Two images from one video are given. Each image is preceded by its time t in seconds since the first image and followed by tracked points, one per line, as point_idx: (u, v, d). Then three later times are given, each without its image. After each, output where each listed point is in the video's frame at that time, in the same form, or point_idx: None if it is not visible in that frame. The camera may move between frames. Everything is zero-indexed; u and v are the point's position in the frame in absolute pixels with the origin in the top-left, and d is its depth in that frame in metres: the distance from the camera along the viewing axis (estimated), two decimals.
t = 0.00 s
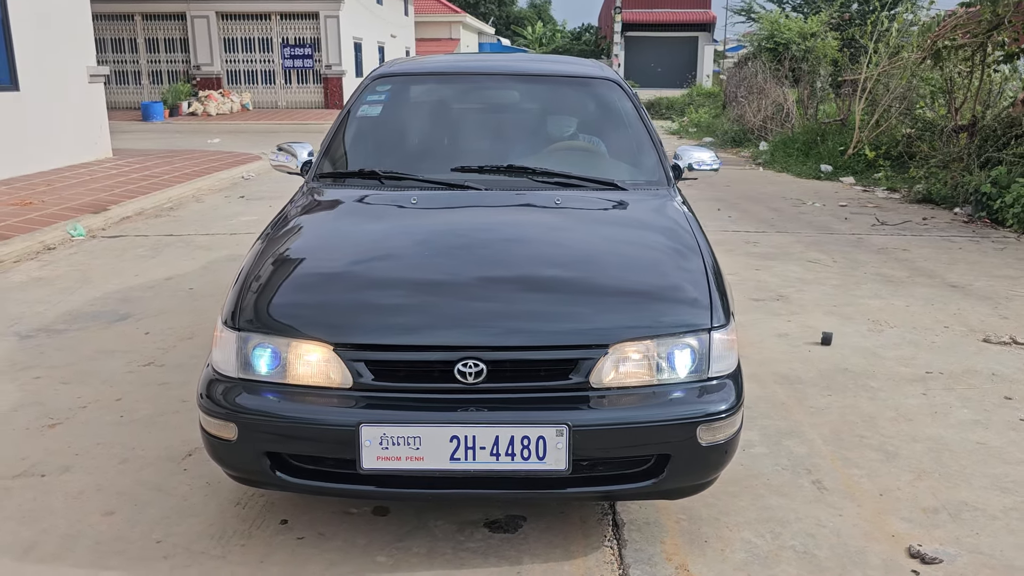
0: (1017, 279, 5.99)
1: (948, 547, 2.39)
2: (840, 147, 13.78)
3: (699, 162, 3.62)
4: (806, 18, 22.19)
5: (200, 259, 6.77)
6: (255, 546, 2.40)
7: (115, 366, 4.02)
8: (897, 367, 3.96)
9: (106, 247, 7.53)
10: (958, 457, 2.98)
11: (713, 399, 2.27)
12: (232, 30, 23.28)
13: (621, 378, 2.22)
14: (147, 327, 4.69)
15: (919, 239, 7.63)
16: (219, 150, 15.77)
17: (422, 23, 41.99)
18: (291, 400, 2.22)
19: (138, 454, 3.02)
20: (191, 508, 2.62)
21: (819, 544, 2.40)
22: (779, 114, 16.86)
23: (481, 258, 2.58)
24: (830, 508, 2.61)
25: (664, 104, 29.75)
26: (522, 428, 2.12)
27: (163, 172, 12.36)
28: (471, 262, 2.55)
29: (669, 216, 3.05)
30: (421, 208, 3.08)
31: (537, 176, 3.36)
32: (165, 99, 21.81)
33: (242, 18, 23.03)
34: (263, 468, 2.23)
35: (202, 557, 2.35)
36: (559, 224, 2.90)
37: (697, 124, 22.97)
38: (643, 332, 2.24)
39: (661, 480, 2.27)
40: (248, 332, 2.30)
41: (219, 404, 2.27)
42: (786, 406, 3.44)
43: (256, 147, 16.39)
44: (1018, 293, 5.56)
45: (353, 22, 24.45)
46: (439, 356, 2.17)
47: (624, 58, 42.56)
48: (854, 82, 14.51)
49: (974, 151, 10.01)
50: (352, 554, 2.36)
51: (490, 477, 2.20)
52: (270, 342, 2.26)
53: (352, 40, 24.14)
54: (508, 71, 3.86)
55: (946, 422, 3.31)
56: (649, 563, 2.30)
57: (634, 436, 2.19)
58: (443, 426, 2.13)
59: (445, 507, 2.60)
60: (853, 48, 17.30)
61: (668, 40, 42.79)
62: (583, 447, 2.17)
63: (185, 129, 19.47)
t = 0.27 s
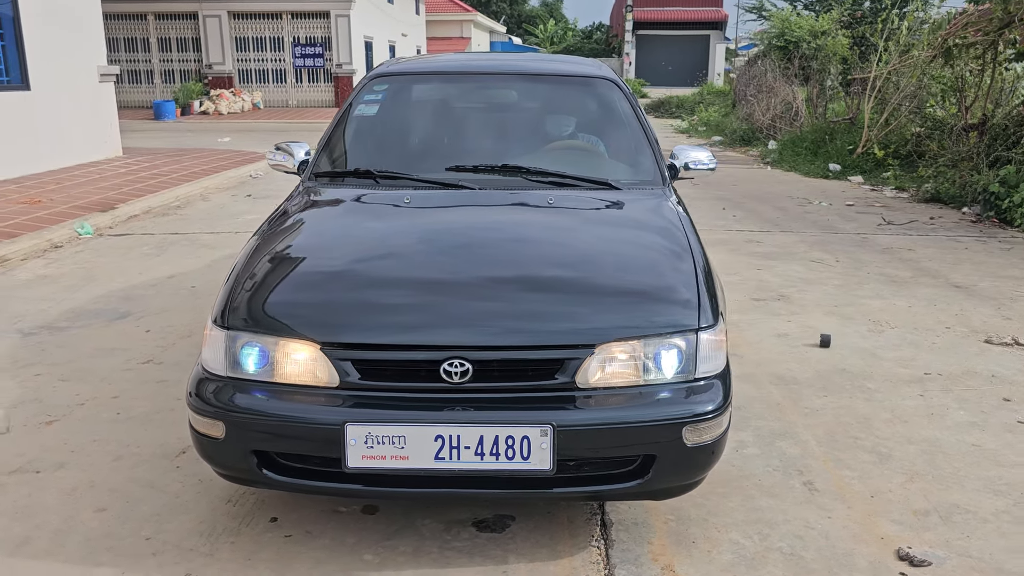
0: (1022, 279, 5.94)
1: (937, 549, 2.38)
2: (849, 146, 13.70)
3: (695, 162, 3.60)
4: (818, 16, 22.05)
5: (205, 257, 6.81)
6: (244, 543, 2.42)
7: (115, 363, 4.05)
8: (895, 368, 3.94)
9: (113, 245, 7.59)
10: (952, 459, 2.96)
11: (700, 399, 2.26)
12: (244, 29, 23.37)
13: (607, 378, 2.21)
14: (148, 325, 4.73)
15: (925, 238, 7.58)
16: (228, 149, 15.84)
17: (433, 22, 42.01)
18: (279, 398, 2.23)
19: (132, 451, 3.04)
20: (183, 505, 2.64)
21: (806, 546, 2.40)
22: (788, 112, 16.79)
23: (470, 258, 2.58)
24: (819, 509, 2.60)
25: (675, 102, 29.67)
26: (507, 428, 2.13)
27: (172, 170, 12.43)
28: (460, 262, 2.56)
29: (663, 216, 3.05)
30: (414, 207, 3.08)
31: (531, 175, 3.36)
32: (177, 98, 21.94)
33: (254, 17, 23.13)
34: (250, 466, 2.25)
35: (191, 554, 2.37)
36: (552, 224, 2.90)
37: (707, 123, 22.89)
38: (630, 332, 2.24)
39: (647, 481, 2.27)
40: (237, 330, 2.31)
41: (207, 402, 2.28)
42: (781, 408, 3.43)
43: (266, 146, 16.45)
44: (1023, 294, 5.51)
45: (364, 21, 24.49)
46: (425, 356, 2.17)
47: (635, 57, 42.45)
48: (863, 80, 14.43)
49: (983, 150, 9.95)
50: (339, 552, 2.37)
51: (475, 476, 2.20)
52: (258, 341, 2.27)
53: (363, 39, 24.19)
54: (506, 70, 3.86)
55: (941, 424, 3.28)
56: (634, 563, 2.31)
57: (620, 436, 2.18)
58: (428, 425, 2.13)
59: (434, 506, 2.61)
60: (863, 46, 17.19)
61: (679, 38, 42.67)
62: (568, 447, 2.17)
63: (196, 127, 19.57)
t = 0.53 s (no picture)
0: None
1: (927, 553, 2.36)
2: (859, 145, 13.62)
3: (692, 162, 3.59)
4: (829, 14, 21.88)
5: (210, 256, 6.84)
6: (233, 542, 2.43)
7: (115, 361, 4.08)
8: (895, 370, 3.92)
9: (119, 244, 7.63)
10: (948, 462, 2.94)
11: (688, 400, 2.25)
12: (256, 29, 23.44)
13: (594, 379, 2.21)
14: (150, 323, 4.75)
15: (932, 238, 7.52)
16: (238, 148, 15.91)
17: (444, 21, 42.03)
18: (266, 397, 2.24)
19: (128, 449, 3.07)
20: (175, 503, 2.66)
21: (795, 548, 2.39)
22: (798, 111, 16.72)
23: (461, 259, 2.58)
24: (810, 511, 2.59)
25: (685, 101, 29.57)
26: (492, 428, 2.12)
27: (182, 169, 12.49)
28: (451, 262, 2.56)
29: (658, 216, 3.04)
30: (408, 207, 3.09)
31: (526, 176, 3.36)
32: (189, 97, 22.05)
33: (265, 17, 23.21)
34: (238, 465, 2.25)
35: (180, 552, 2.39)
36: (544, 224, 2.90)
37: (717, 122, 22.81)
38: (617, 332, 2.23)
39: (635, 482, 2.26)
40: (228, 330, 2.32)
41: (196, 401, 2.28)
42: (777, 409, 3.41)
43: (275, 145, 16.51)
44: None
45: (375, 20, 24.53)
46: (412, 356, 2.17)
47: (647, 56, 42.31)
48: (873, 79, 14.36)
49: (994, 150, 9.95)
50: (327, 552, 2.38)
51: (461, 477, 2.20)
52: (247, 341, 2.28)
53: (374, 38, 24.22)
54: (505, 69, 3.86)
55: (939, 426, 3.26)
56: (621, 564, 2.30)
57: (607, 438, 2.18)
58: (413, 426, 2.14)
59: (423, 506, 2.61)
60: (873, 44, 17.08)
61: (691, 37, 42.55)
62: (553, 448, 2.17)
63: (207, 127, 19.66)
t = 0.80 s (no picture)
0: None
1: (927, 557, 2.34)
2: (871, 145, 13.53)
3: (694, 162, 3.60)
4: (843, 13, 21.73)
5: (220, 254, 6.87)
6: (231, 540, 2.44)
7: (121, 359, 4.11)
8: (901, 372, 3.88)
9: (130, 242, 7.68)
10: (951, 464, 2.91)
11: (684, 401, 2.24)
12: (270, 28, 23.54)
13: (589, 379, 2.21)
14: (157, 321, 4.78)
15: (943, 239, 7.46)
16: (250, 147, 15.98)
17: (457, 20, 42.08)
18: (262, 396, 2.24)
19: (131, 446, 3.08)
20: (175, 500, 2.67)
21: (793, 550, 2.37)
22: (811, 111, 16.64)
23: (460, 259, 2.58)
24: (810, 513, 2.57)
25: (698, 101, 29.48)
26: (486, 428, 2.12)
27: (194, 168, 12.56)
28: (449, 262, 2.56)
29: (659, 217, 3.04)
30: (409, 207, 3.09)
31: (527, 175, 3.36)
32: (203, 97, 22.18)
33: (279, 17, 23.31)
34: (234, 463, 2.26)
35: (178, 549, 2.40)
36: (544, 223, 2.90)
37: (730, 122, 22.71)
38: (612, 333, 2.23)
39: (630, 483, 2.26)
40: (225, 328, 2.33)
41: (193, 400, 2.29)
42: (780, 410, 3.39)
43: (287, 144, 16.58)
44: None
45: (388, 20, 24.58)
46: (407, 355, 2.17)
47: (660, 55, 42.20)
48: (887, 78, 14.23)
49: (1006, 150, 9.82)
50: (324, 550, 2.38)
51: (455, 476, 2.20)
52: (243, 340, 2.29)
53: (387, 38, 24.28)
54: (508, 69, 3.85)
55: (943, 428, 3.23)
56: (617, 565, 2.30)
57: (602, 438, 2.18)
58: (407, 425, 2.14)
59: (421, 505, 2.61)
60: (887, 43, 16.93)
61: (704, 36, 42.39)
62: (548, 448, 2.16)
63: (221, 126, 19.77)
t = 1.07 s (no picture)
0: None
1: (927, 563, 2.31)
2: (884, 145, 13.43)
3: (698, 162, 3.55)
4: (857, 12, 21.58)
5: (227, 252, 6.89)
6: (226, 539, 2.44)
7: (124, 356, 4.12)
8: (907, 374, 3.84)
9: (139, 240, 7.71)
10: (955, 469, 2.87)
11: (681, 403, 2.22)
12: (283, 27, 23.60)
13: (585, 381, 2.18)
14: (162, 319, 4.79)
15: (955, 241, 7.38)
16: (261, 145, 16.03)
17: (470, 19, 42.11)
18: (257, 395, 2.24)
19: (130, 444, 3.09)
20: (172, 498, 2.67)
21: (791, 555, 2.34)
22: (823, 111, 16.54)
23: (459, 259, 2.57)
24: (809, 518, 2.54)
25: (710, 100, 29.37)
26: (479, 429, 2.11)
27: (205, 166, 12.61)
28: (447, 262, 2.55)
29: (661, 217, 3.01)
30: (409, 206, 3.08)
31: (529, 175, 3.34)
32: (216, 95, 22.28)
33: (292, 16, 23.37)
34: (228, 462, 2.25)
35: (174, 548, 2.40)
36: (545, 223, 2.89)
37: (742, 121, 22.60)
38: (608, 334, 2.21)
39: (625, 485, 2.24)
40: (220, 327, 2.32)
41: (188, 398, 2.29)
42: (783, 413, 3.35)
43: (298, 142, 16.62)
44: None
45: (401, 19, 24.60)
46: (401, 355, 2.16)
47: (673, 55, 42.06)
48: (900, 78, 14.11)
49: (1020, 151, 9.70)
50: (319, 550, 2.37)
51: (449, 477, 2.19)
52: (239, 338, 2.28)
53: (399, 37, 24.29)
54: (513, 68, 3.83)
55: (948, 432, 3.19)
56: (612, 568, 2.28)
57: (597, 440, 2.16)
58: (400, 426, 2.13)
59: (417, 505, 2.60)
60: (901, 42, 16.78)
61: (717, 36, 42.25)
62: (541, 450, 2.15)
63: (233, 124, 19.85)
